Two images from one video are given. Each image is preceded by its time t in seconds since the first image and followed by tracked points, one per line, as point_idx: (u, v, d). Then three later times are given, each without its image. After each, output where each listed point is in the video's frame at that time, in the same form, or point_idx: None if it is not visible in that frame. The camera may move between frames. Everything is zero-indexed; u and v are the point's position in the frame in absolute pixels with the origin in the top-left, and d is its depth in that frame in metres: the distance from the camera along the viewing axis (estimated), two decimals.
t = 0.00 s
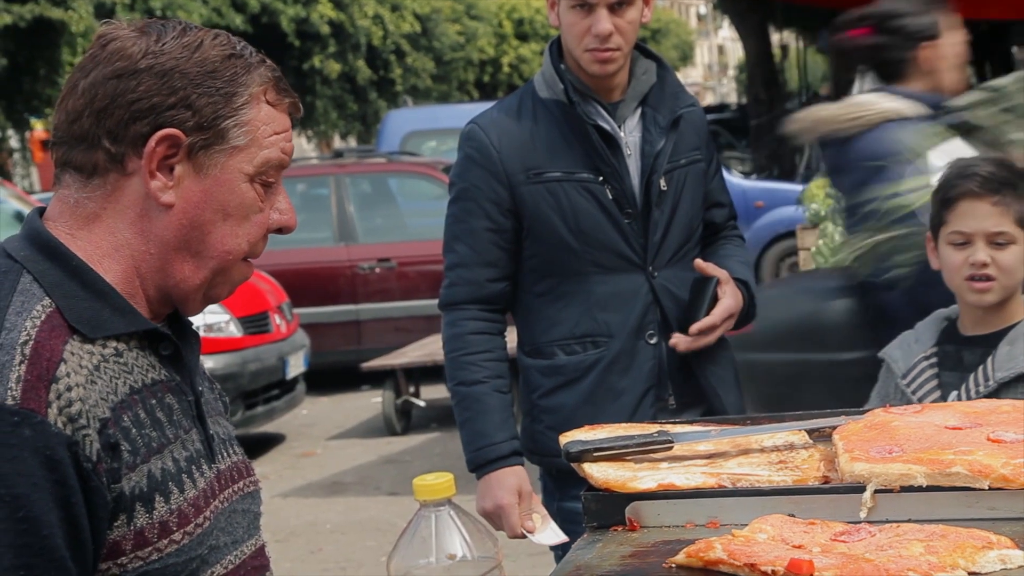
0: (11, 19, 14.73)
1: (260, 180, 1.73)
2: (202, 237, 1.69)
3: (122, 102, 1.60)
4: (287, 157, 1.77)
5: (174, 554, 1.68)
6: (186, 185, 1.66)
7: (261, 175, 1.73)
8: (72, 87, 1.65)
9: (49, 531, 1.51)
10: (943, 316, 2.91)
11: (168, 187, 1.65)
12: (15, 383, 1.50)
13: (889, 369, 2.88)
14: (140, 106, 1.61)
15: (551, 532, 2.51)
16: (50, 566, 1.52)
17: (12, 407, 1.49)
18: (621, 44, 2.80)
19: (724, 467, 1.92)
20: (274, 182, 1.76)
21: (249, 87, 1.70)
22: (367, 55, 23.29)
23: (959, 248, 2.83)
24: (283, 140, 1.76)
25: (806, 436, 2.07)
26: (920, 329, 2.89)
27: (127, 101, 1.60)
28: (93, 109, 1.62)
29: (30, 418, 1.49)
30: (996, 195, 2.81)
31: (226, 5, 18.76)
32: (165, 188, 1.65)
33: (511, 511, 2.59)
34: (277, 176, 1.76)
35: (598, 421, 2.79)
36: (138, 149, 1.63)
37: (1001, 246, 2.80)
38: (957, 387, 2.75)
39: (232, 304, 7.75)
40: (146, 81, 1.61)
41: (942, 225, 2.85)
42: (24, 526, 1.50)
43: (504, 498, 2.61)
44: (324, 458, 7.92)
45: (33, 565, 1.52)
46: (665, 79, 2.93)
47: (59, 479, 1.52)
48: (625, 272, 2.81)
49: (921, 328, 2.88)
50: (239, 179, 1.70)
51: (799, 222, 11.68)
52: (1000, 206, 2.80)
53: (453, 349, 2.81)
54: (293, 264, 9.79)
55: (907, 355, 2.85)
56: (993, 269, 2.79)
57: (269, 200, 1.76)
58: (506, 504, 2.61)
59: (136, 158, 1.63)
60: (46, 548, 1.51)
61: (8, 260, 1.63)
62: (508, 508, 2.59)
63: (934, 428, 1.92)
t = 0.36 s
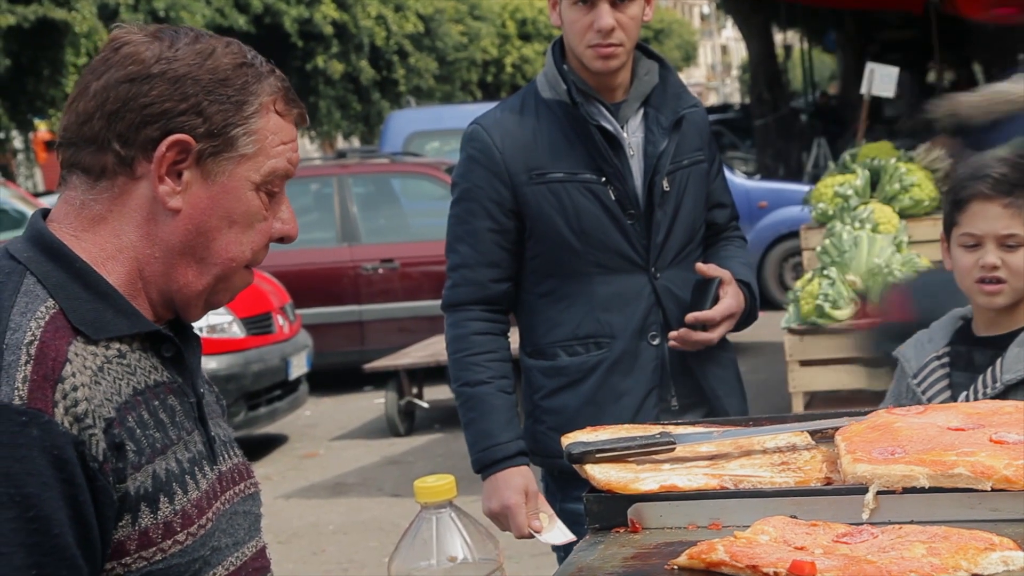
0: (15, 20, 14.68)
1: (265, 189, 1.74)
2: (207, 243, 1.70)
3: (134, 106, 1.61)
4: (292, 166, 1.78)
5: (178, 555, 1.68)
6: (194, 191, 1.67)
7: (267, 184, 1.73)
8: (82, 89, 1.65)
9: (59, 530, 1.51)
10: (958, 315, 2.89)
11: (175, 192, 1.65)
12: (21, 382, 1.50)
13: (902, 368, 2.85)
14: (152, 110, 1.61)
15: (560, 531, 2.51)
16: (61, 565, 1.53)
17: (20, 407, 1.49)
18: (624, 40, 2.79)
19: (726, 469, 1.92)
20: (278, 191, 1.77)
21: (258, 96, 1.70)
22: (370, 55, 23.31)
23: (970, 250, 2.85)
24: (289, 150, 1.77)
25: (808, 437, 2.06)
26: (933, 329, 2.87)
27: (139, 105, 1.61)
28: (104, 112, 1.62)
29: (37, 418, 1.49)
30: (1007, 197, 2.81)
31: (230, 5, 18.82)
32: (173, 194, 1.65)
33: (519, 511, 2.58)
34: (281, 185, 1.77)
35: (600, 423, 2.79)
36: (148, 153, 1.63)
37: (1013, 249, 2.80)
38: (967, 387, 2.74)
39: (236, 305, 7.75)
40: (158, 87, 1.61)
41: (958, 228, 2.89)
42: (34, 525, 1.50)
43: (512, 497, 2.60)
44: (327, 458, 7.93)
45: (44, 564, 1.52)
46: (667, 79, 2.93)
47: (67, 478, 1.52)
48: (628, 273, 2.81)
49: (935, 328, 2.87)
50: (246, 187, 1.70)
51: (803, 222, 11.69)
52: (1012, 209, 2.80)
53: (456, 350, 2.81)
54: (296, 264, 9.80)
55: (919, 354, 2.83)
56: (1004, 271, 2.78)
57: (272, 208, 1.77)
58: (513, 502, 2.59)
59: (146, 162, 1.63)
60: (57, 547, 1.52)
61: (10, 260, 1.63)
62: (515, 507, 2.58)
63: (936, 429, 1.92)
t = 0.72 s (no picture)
0: (13, 21, 14.60)
1: (269, 202, 1.74)
2: (210, 252, 1.69)
3: (148, 112, 1.61)
4: (296, 180, 1.78)
5: (176, 554, 1.68)
6: (201, 199, 1.67)
7: (271, 197, 1.74)
8: (94, 90, 1.64)
9: (59, 526, 1.52)
10: (964, 317, 2.88)
11: (183, 200, 1.65)
12: (20, 380, 1.50)
13: (906, 369, 2.84)
14: (166, 117, 1.61)
15: (563, 530, 2.51)
16: (61, 562, 1.53)
17: (19, 404, 1.49)
18: (622, 37, 2.80)
19: (724, 471, 1.92)
20: (281, 204, 1.77)
21: (269, 110, 1.71)
22: (369, 57, 23.33)
23: (971, 253, 2.89)
24: (295, 165, 1.77)
25: (806, 439, 2.06)
26: (938, 330, 2.85)
27: (153, 111, 1.61)
28: (116, 115, 1.61)
29: (36, 415, 1.50)
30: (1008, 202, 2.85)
31: (228, 7, 18.83)
32: (180, 201, 1.65)
33: (522, 510, 2.57)
34: (284, 198, 1.77)
35: (599, 425, 2.78)
36: (158, 159, 1.63)
37: (1013, 253, 2.83)
38: (971, 388, 2.72)
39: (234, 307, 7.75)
40: (173, 94, 1.61)
41: (960, 232, 2.93)
42: (34, 522, 1.51)
43: (514, 497, 2.59)
44: (325, 461, 7.92)
45: (44, 562, 1.52)
46: (665, 81, 2.93)
47: (66, 475, 1.52)
48: (626, 276, 2.81)
49: (939, 329, 2.85)
50: (252, 199, 1.70)
51: (801, 224, 11.71)
52: (1013, 212, 2.84)
53: (455, 352, 2.80)
54: (295, 266, 9.78)
55: (923, 355, 2.81)
56: (1004, 274, 2.79)
57: (274, 221, 1.78)
58: (516, 502, 2.58)
59: (155, 168, 1.63)
60: (56, 543, 1.52)
61: (10, 260, 1.63)
62: (518, 506, 2.57)
63: (934, 431, 1.91)
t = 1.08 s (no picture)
0: (10, 23, 14.55)
1: (271, 212, 1.74)
2: (212, 258, 1.69)
3: (158, 118, 1.60)
4: (297, 191, 1.78)
5: (172, 553, 1.67)
6: (206, 206, 1.66)
7: (273, 207, 1.74)
8: (103, 93, 1.63)
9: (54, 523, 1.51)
10: (962, 319, 2.88)
11: (188, 206, 1.65)
12: (18, 377, 1.50)
13: (904, 372, 2.84)
14: (177, 124, 1.61)
15: (561, 531, 2.51)
16: (57, 559, 1.52)
17: (15, 401, 1.49)
18: (619, 38, 2.80)
19: (720, 474, 1.92)
20: (282, 214, 1.78)
21: (276, 121, 1.71)
22: (366, 58, 23.34)
23: (963, 262, 2.87)
24: (297, 176, 1.78)
25: (802, 442, 2.06)
26: (935, 334, 2.85)
27: (164, 117, 1.60)
28: (126, 120, 1.61)
29: (33, 412, 1.50)
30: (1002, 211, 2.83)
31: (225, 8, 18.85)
32: (185, 208, 1.65)
33: (519, 513, 2.57)
34: (285, 208, 1.78)
35: (595, 428, 2.78)
36: (166, 165, 1.62)
37: (1004, 263, 2.81)
38: (968, 390, 2.72)
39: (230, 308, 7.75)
40: (183, 102, 1.61)
41: (953, 241, 2.92)
42: (29, 518, 1.51)
43: (512, 500, 2.59)
44: (321, 463, 7.91)
45: (39, 558, 1.52)
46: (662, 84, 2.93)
47: (62, 472, 1.52)
48: (623, 278, 2.80)
49: (939, 331, 2.85)
50: (255, 208, 1.70)
51: (797, 226, 11.71)
52: (1004, 221, 2.82)
53: (453, 355, 2.80)
54: (292, 268, 9.78)
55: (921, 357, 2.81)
56: (995, 284, 2.77)
57: (274, 231, 1.78)
58: (513, 505, 2.58)
59: (162, 173, 1.63)
60: (51, 540, 1.52)
61: (8, 261, 1.62)
62: (515, 509, 2.57)
63: (930, 434, 1.91)
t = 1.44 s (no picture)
0: (5, 27, 14.50)
1: (270, 222, 1.74)
2: (211, 267, 1.69)
3: (162, 125, 1.60)
4: (298, 201, 1.78)
5: (167, 556, 1.66)
6: (207, 214, 1.66)
7: (273, 217, 1.74)
8: (107, 99, 1.63)
9: (46, 525, 1.50)
10: (954, 325, 2.89)
11: (189, 214, 1.64)
12: (11, 379, 1.50)
13: (898, 378, 2.85)
14: (180, 132, 1.61)
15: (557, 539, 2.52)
16: (48, 562, 1.51)
17: (9, 403, 1.49)
18: (615, 43, 2.80)
19: (715, 480, 1.92)
20: (281, 224, 1.77)
21: (278, 131, 1.71)
22: (362, 63, 23.34)
23: (952, 275, 2.82)
24: (298, 186, 1.77)
25: (798, 447, 2.06)
26: (929, 339, 2.86)
27: (167, 124, 1.60)
28: (129, 126, 1.60)
29: (27, 413, 1.49)
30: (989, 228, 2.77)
31: (222, 13, 18.84)
32: (186, 216, 1.64)
33: (514, 522, 2.57)
34: (284, 218, 1.77)
35: (592, 433, 2.78)
36: (168, 172, 1.62)
37: (992, 278, 2.76)
38: (962, 396, 2.72)
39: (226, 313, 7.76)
40: (187, 111, 1.61)
41: (943, 252, 2.87)
42: (21, 520, 1.50)
43: (506, 507, 2.59)
44: (317, 468, 7.90)
45: (31, 560, 1.51)
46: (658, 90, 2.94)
47: (56, 474, 1.51)
48: (619, 283, 2.80)
49: (932, 337, 2.86)
50: (255, 217, 1.70)
51: (793, 231, 11.73)
52: (991, 237, 2.76)
53: (448, 361, 2.80)
54: (287, 273, 9.78)
55: (914, 363, 2.81)
56: (983, 298, 2.73)
57: (273, 240, 1.78)
58: (508, 513, 2.58)
59: (164, 181, 1.62)
60: (43, 543, 1.51)
61: (5, 264, 1.62)
62: (510, 517, 2.57)
63: (925, 439, 1.91)
